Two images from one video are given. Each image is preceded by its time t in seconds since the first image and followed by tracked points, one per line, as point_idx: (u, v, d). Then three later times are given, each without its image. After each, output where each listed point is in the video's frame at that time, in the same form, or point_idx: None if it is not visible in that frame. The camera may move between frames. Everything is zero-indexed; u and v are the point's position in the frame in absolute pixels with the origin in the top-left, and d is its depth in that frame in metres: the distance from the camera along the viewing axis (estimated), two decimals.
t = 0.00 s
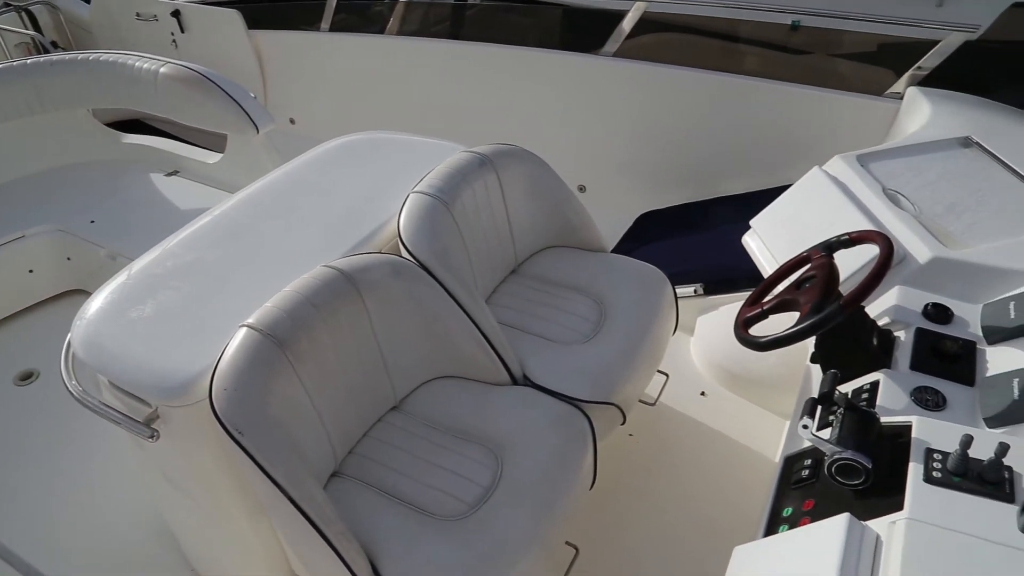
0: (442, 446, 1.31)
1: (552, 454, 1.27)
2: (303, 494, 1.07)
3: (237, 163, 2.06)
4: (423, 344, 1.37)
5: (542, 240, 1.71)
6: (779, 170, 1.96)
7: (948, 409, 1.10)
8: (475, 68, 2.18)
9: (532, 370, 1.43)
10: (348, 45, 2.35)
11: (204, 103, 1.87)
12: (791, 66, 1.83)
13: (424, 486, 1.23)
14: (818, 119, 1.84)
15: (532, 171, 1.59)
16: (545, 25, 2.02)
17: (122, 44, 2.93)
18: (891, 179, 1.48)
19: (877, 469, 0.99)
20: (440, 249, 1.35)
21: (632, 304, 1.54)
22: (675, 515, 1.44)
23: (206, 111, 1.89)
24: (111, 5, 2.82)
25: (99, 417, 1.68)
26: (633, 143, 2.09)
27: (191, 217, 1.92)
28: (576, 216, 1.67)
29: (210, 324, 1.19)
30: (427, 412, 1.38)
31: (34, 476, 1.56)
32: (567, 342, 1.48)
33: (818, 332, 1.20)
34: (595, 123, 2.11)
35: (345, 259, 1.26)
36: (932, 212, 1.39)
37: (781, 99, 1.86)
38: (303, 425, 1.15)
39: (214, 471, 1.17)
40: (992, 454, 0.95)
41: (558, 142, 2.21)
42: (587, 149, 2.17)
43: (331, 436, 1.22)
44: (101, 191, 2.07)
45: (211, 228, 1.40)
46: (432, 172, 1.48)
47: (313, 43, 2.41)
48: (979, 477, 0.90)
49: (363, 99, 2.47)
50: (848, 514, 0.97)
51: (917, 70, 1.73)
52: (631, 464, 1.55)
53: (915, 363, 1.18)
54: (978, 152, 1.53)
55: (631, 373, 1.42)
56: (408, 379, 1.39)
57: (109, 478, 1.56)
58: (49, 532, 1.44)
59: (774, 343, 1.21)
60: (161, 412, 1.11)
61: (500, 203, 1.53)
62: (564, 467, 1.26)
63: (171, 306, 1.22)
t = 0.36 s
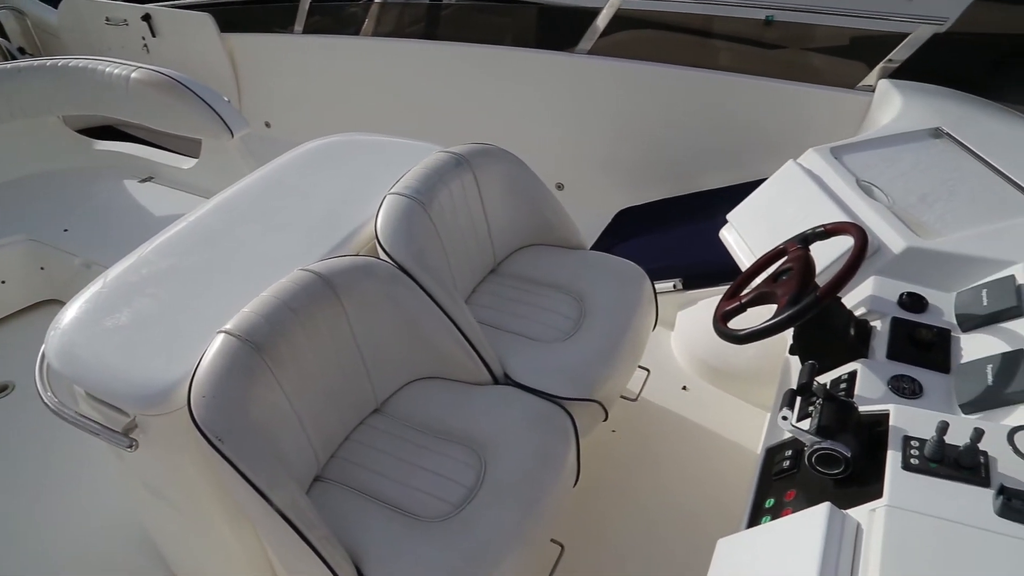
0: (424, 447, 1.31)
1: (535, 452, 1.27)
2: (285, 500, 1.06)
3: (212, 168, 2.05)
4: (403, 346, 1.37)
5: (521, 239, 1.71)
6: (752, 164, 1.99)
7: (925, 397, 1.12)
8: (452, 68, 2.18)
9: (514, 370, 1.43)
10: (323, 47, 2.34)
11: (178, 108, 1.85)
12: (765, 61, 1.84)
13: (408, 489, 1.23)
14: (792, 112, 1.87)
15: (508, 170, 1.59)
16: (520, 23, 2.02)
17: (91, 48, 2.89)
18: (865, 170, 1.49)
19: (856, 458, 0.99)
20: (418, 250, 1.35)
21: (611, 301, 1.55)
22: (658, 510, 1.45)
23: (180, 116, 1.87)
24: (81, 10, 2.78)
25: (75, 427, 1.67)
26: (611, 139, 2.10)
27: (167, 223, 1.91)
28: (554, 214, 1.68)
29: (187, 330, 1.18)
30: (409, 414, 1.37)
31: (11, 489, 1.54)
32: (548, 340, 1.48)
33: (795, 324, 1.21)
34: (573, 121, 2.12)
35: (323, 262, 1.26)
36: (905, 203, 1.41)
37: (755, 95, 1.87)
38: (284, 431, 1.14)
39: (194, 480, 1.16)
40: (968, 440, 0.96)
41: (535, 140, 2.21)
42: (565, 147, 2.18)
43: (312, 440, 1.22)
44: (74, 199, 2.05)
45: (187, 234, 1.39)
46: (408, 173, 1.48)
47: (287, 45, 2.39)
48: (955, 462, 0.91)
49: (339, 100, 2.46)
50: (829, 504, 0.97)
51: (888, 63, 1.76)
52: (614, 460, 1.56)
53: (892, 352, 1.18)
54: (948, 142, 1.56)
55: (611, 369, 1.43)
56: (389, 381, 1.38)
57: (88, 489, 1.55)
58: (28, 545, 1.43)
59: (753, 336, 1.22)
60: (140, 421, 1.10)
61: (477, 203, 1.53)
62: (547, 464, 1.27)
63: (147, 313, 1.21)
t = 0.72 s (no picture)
0: (406, 447, 1.30)
1: (518, 450, 1.28)
2: (266, 504, 1.05)
3: (188, 171, 2.03)
4: (384, 347, 1.37)
5: (500, 238, 1.71)
6: (729, 160, 2.00)
7: (901, 388, 1.13)
8: (429, 67, 2.17)
9: (494, 369, 1.43)
10: (299, 48, 2.32)
11: (152, 111, 1.84)
12: (742, 58, 1.85)
13: (390, 490, 1.22)
14: (768, 108, 1.88)
15: (486, 169, 1.59)
16: (497, 23, 2.01)
17: (61, 51, 2.81)
18: (841, 165, 1.50)
19: (835, 450, 1.00)
20: (396, 250, 1.35)
21: (591, 298, 1.56)
22: (642, 505, 1.46)
23: (154, 119, 1.86)
24: (50, 11, 2.70)
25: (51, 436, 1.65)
26: (590, 137, 2.10)
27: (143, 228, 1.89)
28: (533, 213, 1.69)
29: (164, 335, 1.17)
30: (390, 415, 1.37)
31: None
32: (529, 338, 1.49)
33: (773, 319, 1.22)
34: (551, 119, 2.12)
35: (302, 264, 1.25)
36: (880, 196, 1.42)
37: (731, 92, 1.89)
38: (264, 435, 1.13)
39: (172, 486, 1.15)
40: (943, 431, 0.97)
41: (514, 139, 2.21)
42: (544, 145, 2.18)
43: (293, 444, 1.21)
44: (47, 204, 2.01)
45: (163, 238, 1.38)
46: (385, 173, 1.47)
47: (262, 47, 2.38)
48: (932, 452, 0.92)
49: (316, 101, 2.44)
50: (809, 494, 0.98)
51: (861, 59, 1.77)
52: (596, 456, 1.56)
53: (869, 345, 1.20)
54: (922, 136, 1.57)
55: (592, 366, 1.44)
56: (369, 383, 1.38)
57: (65, 498, 1.53)
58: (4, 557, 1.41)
59: (732, 331, 1.23)
60: (117, 428, 1.09)
61: (455, 202, 1.53)
62: (530, 462, 1.27)
63: (123, 319, 1.20)
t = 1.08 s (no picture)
0: (387, 448, 1.30)
1: (500, 447, 1.28)
2: (247, 510, 1.05)
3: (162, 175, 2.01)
4: (363, 348, 1.36)
5: (478, 235, 1.71)
6: (705, 153, 2.02)
7: (878, 376, 1.14)
8: (405, 66, 2.16)
9: (475, 367, 1.43)
10: (273, 49, 2.30)
11: (125, 115, 1.82)
12: (715, 52, 1.86)
13: (373, 490, 1.22)
14: (743, 101, 1.89)
15: (462, 167, 1.59)
16: (472, 20, 2.01)
17: (30, 55, 2.73)
18: (814, 156, 1.52)
19: (813, 439, 1.01)
20: (373, 250, 1.34)
21: (570, 294, 1.57)
22: (624, 498, 1.47)
23: (127, 123, 1.84)
24: (14, 15, 2.64)
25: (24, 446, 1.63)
26: (567, 133, 2.10)
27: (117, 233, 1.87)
28: (511, 210, 1.69)
29: (139, 341, 1.16)
30: (370, 416, 1.37)
31: None
32: (509, 336, 1.49)
33: (750, 311, 1.23)
34: (529, 116, 2.11)
35: (278, 266, 1.24)
36: (854, 186, 1.44)
37: (707, 86, 1.90)
38: (244, 440, 1.12)
39: (150, 494, 1.14)
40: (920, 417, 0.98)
41: (492, 136, 2.21)
42: (522, 142, 2.18)
43: (273, 447, 1.20)
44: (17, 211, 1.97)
45: (138, 244, 1.36)
46: (360, 173, 1.46)
47: (236, 48, 2.35)
48: (909, 438, 0.93)
49: (291, 102, 2.42)
50: (790, 484, 0.99)
51: (834, 51, 1.79)
52: (578, 451, 1.57)
53: (846, 334, 1.21)
54: (894, 127, 1.59)
55: (571, 361, 1.44)
56: (349, 384, 1.37)
57: (41, 508, 1.51)
58: None
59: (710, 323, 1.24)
60: (94, 437, 1.08)
61: (432, 201, 1.53)
62: (512, 459, 1.27)
63: (98, 326, 1.19)
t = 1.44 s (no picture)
0: (367, 446, 1.30)
1: (482, 442, 1.28)
2: (228, 512, 1.04)
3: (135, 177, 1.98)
4: (341, 346, 1.36)
5: (455, 231, 1.71)
6: (682, 145, 2.02)
7: (854, 362, 1.15)
8: (380, 63, 2.15)
9: (455, 363, 1.43)
10: (246, 47, 2.28)
11: (94, 116, 1.79)
12: (689, 44, 1.87)
13: (354, 488, 1.22)
14: (717, 93, 1.90)
15: (437, 163, 1.58)
16: (448, 16, 2.01)
17: None
18: (788, 146, 1.53)
19: (791, 426, 1.02)
20: (349, 248, 1.34)
21: (549, 288, 1.57)
22: (607, 489, 1.48)
23: (96, 124, 1.81)
24: None
25: None
26: (544, 127, 2.10)
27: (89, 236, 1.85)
28: (488, 206, 1.69)
29: (114, 345, 1.15)
30: (350, 414, 1.36)
31: None
32: (489, 331, 1.49)
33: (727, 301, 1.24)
34: (505, 111, 2.11)
35: (254, 266, 1.23)
36: (828, 175, 1.45)
37: (682, 78, 1.90)
38: (223, 442, 1.12)
39: (127, 499, 1.13)
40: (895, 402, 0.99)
41: (469, 132, 2.20)
42: (499, 137, 2.17)
43: (253, 449, 1.20)
44: None
45: (111, 247, 1.35)
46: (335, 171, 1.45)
47: (208, 46, 2.32)
48: (885, 423, 0.94)
49: (266, 101, 2.40)
50: (770, 472, 1.00)
51: (806, 41, 1.81)
52: (561, 444, 1.58)
53: (823, 321, 1.22)
54: (866, 116, 1.61)
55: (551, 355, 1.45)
56: (328, 383, 1.37)
57: (16, 516, 1.49)
58: None
59: (689, 314, 1.25)
60: (69, 443, 1.07)
61: (408, 198, 1.52)
62: (495, 454, 1.28)
63: (71, 330, 1.17)
